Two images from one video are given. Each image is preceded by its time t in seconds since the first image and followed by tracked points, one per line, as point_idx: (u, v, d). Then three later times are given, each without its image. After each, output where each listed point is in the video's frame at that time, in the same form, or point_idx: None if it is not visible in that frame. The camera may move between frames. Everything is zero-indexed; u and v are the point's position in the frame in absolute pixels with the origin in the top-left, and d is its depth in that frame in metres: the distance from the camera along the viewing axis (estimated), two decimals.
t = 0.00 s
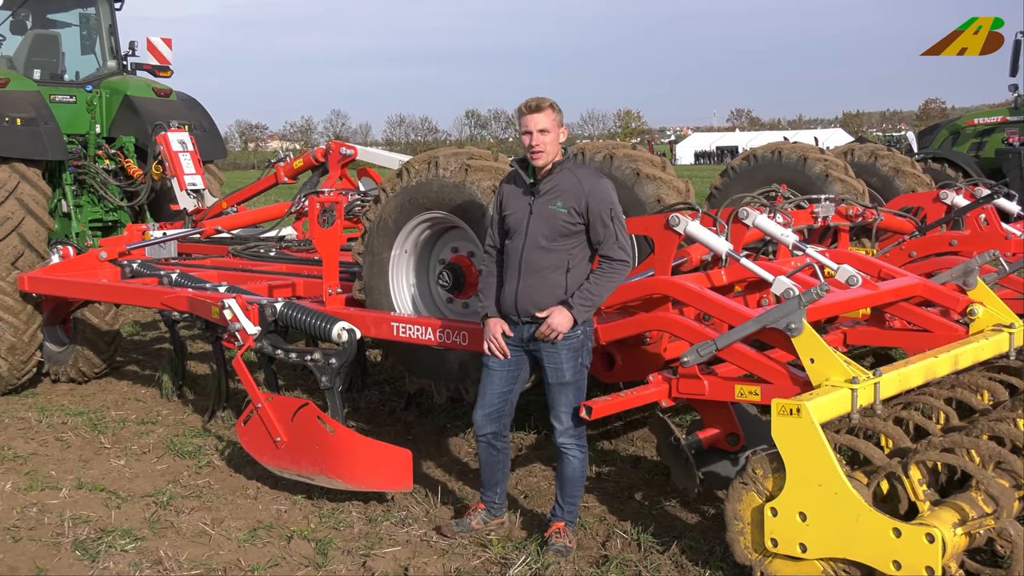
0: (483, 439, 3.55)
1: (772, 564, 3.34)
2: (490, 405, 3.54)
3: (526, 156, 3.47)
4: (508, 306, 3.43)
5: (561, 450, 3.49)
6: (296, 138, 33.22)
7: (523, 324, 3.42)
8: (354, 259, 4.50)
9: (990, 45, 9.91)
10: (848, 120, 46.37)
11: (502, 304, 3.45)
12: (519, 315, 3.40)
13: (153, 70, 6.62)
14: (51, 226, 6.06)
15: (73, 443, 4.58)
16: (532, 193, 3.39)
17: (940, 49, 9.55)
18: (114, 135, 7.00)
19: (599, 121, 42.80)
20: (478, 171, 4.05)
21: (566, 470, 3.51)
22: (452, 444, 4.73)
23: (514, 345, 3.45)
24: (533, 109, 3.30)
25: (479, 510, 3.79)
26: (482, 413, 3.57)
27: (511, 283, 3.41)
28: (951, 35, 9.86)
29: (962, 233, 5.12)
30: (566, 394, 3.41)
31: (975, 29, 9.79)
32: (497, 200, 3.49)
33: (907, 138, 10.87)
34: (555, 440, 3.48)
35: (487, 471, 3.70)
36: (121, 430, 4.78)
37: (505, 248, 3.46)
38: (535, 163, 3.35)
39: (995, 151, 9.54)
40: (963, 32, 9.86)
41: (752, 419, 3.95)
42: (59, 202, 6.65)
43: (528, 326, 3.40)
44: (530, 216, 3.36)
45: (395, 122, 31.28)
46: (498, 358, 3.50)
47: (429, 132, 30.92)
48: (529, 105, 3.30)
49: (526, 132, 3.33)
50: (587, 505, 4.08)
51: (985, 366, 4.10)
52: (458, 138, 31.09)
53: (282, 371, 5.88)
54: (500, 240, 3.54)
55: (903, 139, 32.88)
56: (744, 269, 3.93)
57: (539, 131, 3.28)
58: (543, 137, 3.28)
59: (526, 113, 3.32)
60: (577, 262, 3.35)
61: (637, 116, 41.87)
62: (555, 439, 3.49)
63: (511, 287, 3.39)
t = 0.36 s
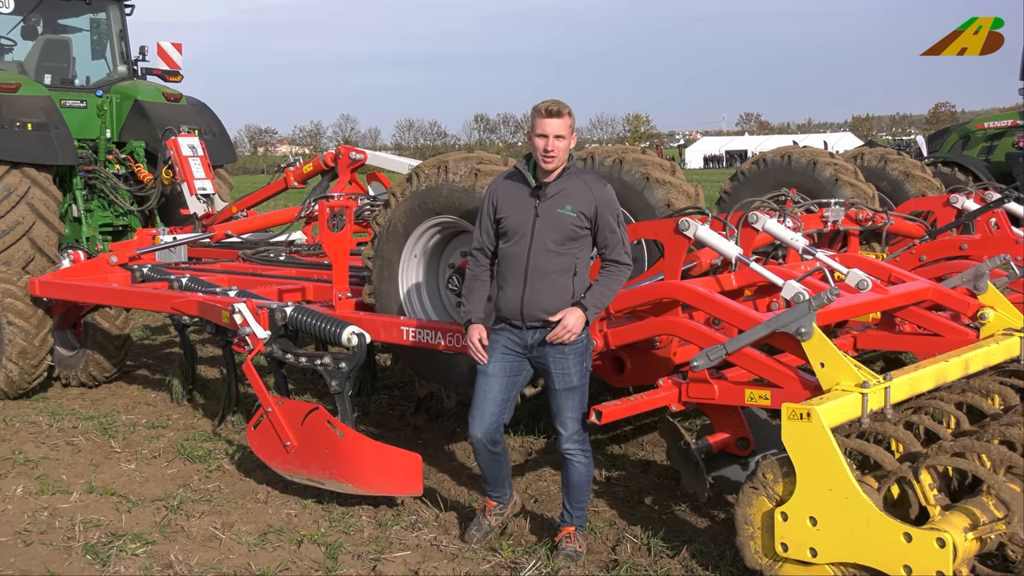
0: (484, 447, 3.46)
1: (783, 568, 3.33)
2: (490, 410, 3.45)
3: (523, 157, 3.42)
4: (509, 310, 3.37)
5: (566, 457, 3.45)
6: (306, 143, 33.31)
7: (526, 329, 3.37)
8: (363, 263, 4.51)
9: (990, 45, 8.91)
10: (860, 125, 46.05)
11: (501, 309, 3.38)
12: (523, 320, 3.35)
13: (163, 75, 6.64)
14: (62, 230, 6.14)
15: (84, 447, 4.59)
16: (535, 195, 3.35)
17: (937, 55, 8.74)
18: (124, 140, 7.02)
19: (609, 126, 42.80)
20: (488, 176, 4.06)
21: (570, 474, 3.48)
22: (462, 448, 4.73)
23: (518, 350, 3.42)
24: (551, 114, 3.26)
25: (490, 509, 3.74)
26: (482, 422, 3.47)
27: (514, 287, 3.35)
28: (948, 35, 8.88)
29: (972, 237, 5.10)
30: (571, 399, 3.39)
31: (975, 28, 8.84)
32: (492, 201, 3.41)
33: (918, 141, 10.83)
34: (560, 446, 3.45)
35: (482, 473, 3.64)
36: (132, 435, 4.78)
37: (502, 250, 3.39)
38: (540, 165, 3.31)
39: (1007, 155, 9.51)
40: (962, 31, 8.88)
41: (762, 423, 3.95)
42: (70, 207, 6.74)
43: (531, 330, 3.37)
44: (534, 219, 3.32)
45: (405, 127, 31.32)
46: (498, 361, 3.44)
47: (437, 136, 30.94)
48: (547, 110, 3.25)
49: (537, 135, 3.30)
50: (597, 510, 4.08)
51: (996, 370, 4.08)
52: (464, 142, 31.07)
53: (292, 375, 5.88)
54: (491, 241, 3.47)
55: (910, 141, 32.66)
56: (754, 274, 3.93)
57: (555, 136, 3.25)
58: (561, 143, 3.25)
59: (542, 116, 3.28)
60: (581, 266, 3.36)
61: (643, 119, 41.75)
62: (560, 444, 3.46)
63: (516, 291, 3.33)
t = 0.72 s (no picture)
0: (483, 461, 3.27)
1: (789, 572, 3.33)
2: (483, 424, 3.26)
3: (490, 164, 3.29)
4: (500, 320, 3.23)
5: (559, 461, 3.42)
6: (313, 145, 33.37)
7: (516, 338, 3.27)
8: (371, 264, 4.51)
9: (989, 44, 8.91)
10: (866, 128, 45.96)
11: (490, 320, 3.23)
12: (515, 328, 3.24)
13: (172, 77, 6.64)
14: (69, 232, 6.13)
15: (91, 449, 4.60)
16: (514, 201, 3.26)
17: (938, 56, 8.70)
18: (132, 141, 7.05)
19: (615, 128, 42.80)
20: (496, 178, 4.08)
21: (563, 478, 3.45)
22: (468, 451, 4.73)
23: (506, 359, 3.29)
24: (532, 123, 3.13)
25: (434, 548, 3.44)
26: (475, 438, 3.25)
27: (504, 296, 3.23)
28: (948, 35, 8.84)
29: (980, 241, 5.10)
30: (565, 401, 3.37)
31: (975, 29, 8.76)
32: (465, 209, 3.22)
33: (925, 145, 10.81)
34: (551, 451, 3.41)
35: (447, 497, 3.36)
36: (138, 436, 4.79)
37: (482, 260, 3.24)
38: (519, 171, 3.21)
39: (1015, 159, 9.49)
40: (963, 31, 8.83)
41: (769, 427, 3.95)
42: (78, 208, 6.74)
43: (521, 337, 3.27)
44: (517, 225, 3.24)
45: (412, 129, 31.38)
46: (490, 372, 3.26)
47: (445, 139, 30.96)
48: (532, 118, 3.12)
49: (514, 142, 3.17)
50: (603, 512, 4.07)
51: (1003, 375, 4.08)
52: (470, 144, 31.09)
53: (299, 377, 5.88)
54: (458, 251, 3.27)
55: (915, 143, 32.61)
56: (761, 277, 3.92)
57: (540, 145, 3.18)
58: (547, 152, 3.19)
59: (522, 124, 3.14)
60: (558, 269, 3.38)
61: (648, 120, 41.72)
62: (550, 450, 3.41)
63: (511, 301, 3.22)
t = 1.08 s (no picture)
0: (452, 457, 3.32)
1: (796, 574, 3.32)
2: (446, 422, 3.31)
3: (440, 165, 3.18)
4: (465, 320, 3.25)
5: (524, 440, 3.46)
6: (320, 146, 33.43)
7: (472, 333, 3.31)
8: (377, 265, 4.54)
9: (990, 44, 8.89)
10: (871, 129, 45.89)
11: (460, 321, 3.22)
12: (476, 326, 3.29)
13: (178, 78, 6.65)
14: (77, 231, 6.21)
15: (97, 449, 4.60)
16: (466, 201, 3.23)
17: (937, 56, 8.68)
18: (139, 142, 7.05)
19: (620, 129, 42.79)
20: (502, 179, 4.11)
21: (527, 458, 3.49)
22: (475, 452, 4.74)
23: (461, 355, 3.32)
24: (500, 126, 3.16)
25: (437, 552, 3.44)
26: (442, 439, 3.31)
27: (469, 296, 3.24)
28: (948, 35, 8.82)
29: (987, 242, 5.09)
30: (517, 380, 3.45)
31: (975, 29, 8.73)
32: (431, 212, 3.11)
33: (932, 146, 10.80)
34: (514, 434, 3.44)
35: (428, 503, 3.38)
36: (145, 437, 4.80)
37: (447, 262, 3.19)
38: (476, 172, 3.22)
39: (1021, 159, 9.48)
40: (962, 32, 8.81)
41: (775, 427, 3.92)
42: (85, 209, 6.78)
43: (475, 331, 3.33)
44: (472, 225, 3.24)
45: (418, 130, 31.41)
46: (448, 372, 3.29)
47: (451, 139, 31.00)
48: (501, 121, 3.15)
49: (480, 144, 3.18)
50: (610, 514, 4.07)
51: (1011, 376, 4.07)
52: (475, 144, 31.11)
53: (306, 378, 5.89)
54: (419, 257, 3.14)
55: (920, 143, 32.56)
56: (768, 278, 3.90)
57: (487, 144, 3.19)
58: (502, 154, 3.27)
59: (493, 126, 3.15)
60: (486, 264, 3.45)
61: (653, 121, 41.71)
62: (513, 433, 3.45)
63: (474, 299, 3.26)
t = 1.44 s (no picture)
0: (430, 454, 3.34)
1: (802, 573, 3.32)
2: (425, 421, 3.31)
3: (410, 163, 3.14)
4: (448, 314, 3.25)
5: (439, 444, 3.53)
6: (323, 147, 33.47)
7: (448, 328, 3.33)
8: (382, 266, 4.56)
9: (990, 44, 8.89)
10: (874, 129, 45.86)
11: (444, 315, 3.22)
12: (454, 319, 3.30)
13: (183, 78, 6.65)
14: (82, 232, 6.22)
15: (103, 450, 4.60)
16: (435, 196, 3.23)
17: (939, 56, 8.67)
18: (144, 143, 7.06)
19: (623, 129, 42.78)
20: (507, 178, 4.09)
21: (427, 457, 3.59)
22: (480, 452, 4.74)
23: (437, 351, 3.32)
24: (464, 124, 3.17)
25: (440, 552, 3.44)
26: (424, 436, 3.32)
27: (448, 290, 3.25)
28: (948, 35, 8.81)
29: (993, 242, 5.07)
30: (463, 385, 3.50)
31: (975, 29, 8.72)
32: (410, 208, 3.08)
33: (937, 146, 10.79)
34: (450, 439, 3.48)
35: (411, 502, 3.37)
36: (151, 437, 4.80)
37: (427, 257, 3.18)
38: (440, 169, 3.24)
39: None
40: (962, 32, 8.80)
41: (780, 427, 3.93)
42: (90, 210, 6.76)
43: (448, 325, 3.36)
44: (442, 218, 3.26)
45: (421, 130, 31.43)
46: (433, 373, 3.28)
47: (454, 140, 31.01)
48: (466, 121, 3.17)
49: (445, 143, 3.18)
50: (615, 513, 4.07)
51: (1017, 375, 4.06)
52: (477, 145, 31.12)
53: (311, 378, 5.89)
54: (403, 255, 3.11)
55: (922, 142, 32.55)
56: (773, 278, 3.91)
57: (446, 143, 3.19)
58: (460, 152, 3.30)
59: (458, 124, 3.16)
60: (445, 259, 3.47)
61: (655, 121, 41.70)
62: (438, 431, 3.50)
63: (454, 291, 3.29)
